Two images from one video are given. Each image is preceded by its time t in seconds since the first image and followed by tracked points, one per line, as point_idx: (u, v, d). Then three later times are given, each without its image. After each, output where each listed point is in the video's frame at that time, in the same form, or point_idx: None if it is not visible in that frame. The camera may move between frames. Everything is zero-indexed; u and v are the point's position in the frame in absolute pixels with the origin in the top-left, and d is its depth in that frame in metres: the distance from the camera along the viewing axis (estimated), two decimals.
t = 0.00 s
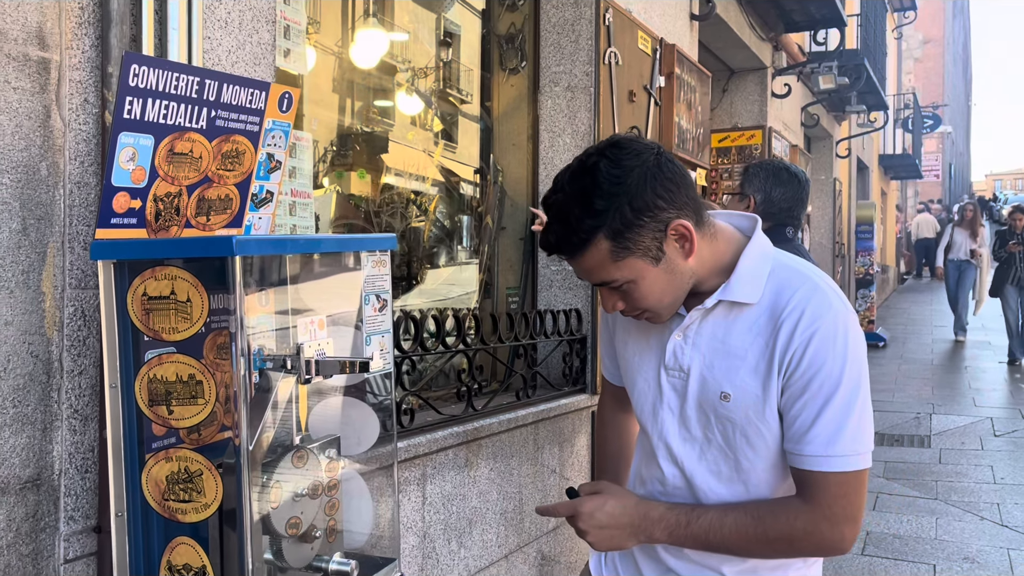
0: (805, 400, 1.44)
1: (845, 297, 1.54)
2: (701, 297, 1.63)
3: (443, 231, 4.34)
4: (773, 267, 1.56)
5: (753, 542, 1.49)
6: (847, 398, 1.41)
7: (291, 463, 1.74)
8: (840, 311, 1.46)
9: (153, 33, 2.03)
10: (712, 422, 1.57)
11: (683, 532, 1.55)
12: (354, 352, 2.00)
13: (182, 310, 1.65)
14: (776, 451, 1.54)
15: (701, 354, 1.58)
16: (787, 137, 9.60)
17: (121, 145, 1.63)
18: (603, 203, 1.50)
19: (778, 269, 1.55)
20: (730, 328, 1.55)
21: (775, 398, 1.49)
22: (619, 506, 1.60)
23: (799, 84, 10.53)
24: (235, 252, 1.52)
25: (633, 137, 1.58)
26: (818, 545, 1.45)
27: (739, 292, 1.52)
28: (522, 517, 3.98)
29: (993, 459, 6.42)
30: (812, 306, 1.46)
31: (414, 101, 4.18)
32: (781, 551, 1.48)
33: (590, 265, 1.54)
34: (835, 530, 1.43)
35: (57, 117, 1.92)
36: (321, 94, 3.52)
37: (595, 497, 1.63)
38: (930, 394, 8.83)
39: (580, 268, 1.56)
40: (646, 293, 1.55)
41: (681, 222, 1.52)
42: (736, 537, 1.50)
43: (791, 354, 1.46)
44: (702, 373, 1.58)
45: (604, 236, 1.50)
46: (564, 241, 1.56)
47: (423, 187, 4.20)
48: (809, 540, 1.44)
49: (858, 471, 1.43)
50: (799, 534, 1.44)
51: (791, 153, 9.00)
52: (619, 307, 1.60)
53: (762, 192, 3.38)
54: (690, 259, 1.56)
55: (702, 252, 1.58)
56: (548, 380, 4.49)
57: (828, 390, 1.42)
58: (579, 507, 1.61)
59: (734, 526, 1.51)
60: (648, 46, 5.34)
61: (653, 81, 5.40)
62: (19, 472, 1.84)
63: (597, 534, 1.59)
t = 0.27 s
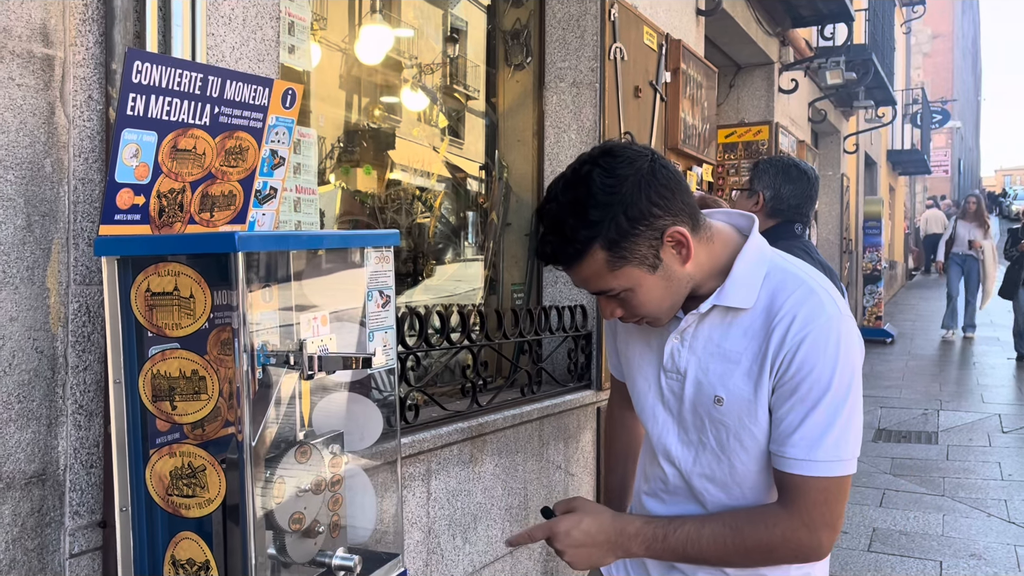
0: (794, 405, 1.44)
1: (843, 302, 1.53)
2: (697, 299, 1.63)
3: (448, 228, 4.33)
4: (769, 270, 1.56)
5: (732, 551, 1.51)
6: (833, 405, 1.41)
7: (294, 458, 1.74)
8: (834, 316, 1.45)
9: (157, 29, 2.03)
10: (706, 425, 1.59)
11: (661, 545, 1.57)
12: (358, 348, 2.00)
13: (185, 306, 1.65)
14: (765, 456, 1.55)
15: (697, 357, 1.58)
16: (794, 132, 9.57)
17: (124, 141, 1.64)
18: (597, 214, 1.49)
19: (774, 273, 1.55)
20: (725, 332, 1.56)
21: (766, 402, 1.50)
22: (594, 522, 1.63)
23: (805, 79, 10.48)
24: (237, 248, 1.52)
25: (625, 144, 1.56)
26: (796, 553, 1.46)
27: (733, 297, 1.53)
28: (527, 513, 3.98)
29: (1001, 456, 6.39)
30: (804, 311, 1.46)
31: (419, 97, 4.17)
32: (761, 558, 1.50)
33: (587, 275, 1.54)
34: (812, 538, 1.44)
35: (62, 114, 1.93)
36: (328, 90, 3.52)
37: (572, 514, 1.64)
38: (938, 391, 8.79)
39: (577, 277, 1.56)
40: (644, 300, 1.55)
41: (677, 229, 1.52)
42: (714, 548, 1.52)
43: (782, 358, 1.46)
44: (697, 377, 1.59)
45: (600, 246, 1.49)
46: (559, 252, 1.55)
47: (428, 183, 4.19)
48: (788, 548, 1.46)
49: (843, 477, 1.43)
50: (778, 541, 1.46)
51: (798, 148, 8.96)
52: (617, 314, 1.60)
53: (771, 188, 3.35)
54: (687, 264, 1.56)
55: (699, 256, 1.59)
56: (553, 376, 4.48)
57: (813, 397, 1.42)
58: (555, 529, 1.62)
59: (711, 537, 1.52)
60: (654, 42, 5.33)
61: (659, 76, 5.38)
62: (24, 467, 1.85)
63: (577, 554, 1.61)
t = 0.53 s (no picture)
0: (795, 398, 1.44)
1: (846, 295, 1.52)
2: (699, 291, 1.63)
3: (452, 224, 4.33)
4: (771, 263, 1.55)
5: (733, 540, 1.51)
6: (835, 399, 1.40)
7: (296, 454, 1.74)
8: (836, 308, 1.44)
9: (160, 26, 2.03)
10: (706, 418, 1.58)
11: (664, 529, 1.57)
12: (359, 344, 2.00)
13: (187, 302, 1.66)
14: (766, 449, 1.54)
15: (698, 350, 1.58)
16: (799, 129, 9.52)
17: (126, 138, 1.64)
18: (592, 203, 1.50)
19: (776, 266, 1.54)
20: (726, 324, 1.55)
21: (767, 395, 1.49)
22: (600, 499, 1.64)
23: (811, 75, 10.43)
24: (239, 245, 1.52)
25: (620, 135, 1.58)
26: (797, 545, 1.46)
27: (735, 289, 1.52)
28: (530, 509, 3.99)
29: (1007, 453, 6.37)
30: (806, 304, 1.45)
31: (423, 93, 4.16)
32: (763, 550, 1.50)
33: (585, 263, 1.55)
34: (815, 531, 1.44)
35: (64, 110, 1.93)
36: (333, 87, 3.52)
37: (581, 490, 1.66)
38: (944, 388, 8.76)
39: (576, 267, 1.58)
40: (643, 289, 1.56)
41: (673, 217, 1.52)
42: (716, 535, 1.52)
43: (783, 351, 1.45)
44: (698, 369, 1.58)
45: (595, 235, 1.51)
46: (557, 242, 1.58)
47: (432, 180, 4.18)
48: (788, 539, 1.46)
49: (844, 471, 1.43)
50: (779, 533, 1.46)
51: (803, 145, 8.92)
52: (618, 304, 1.61)
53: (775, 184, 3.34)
54: (686, 253, 1.56)
55: (699, 246, 1.58)
56: (557, 373, 4.48)
57: (814, 391, 1.41)
58: (564, 501, 1.64)
59: (713, 524, 1.52)
60: (658, 38, 5.31)
61: (664, 73, 5.36)
62: (28, 462, 1.86)
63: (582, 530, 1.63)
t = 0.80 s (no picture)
0: (803, 382, 1.41)
1: (846, 281, 1.51)
2: (696, 279, 1.62)
3: (454, 222, 4.32)
4: (770, 249, 1.54)
5: (756, 523, 1.46)
6: (845, 381, 1.38)
7: (296, 451, 1.74)
8: (837, 292, 1.43)
9: (160, 23, 2.03)
10: (708, 407, 1.55)
11: (685, 509, 1.52)
12: (360, 341, 2.00)
13: (187, 299, 1.66)
14: (773, 437, 1.51)
15: (698, 338, 1.56)
16: (803, 126, 9.50)
17: (126, 135, 1.64)
18: (593, 173, 1.52)
19: (775, 252, 1.53)
20: (727, 311, 1.53)
21: (773, 381, 1.47)
22: (620, 475, 1.60)
23: (814, 72, 10.40)
24: (237, 241, 1.51)
25: (625, 113, 1.60)
26: (823, 530, 1.41)
27: (736, 274, 1.51)
28: (533, 506, 3.99)
29: (1011, 451, 6.35)
30: (807, 289, 1.44)
31: (425, 91, 4.15)
32: (786, 535, 1.45)
33: (581, 236, 1.56)
34: (841, 514, 1.39)
35: (64, 107, 1.93)
36: (336, 85, 3.52)
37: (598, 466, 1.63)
38: (948, 385, 8.74)
39: (573, 240, 1.59)
40: (637, 266, 1.55)
41: (671, 194, 1.52)
42: (740, 517, 1.47)
43: (787, 336, 1.43)
44: (699, 358, 1.56)
45: (594, 206, 1.52)
46: (555, 213, 1.59)
47: (434, 177, 4.18)
48: (814, 523, 1.40)
49: (862, 454, 1.39)
50: (803, 517, 1.41)
51: (806, 142, 8.90)
52: (613, 283, 1.60)
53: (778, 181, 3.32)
54: (682, 232, 1.56)
55: (696, 228, 1.58)
56: (559, 370, 4.48)
57: (824, 373, 1.39)
58: (580, 476, 1.63)
59: (738, 505, 1.47)
60: (661, 35, 5.30)
61: (666, 70, 5.36)
62: (29, 459, 1.86)
63: (599, 507, 1.59)
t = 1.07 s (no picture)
0: (814, 367, 1.39)
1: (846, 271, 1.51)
2: (697, 267, 1.61)
3: (456, 221, 4.32)
4: (770, 239, 1.54)
5: (787, 502, 1.42)
6: (861, 361, 1.36)
7: (297, 450, 1.74)
8: (840, 277, 1.42)
9: (161, 22, 2.03)
10: (707, 396, 1.53)
11: (718, 488, 1.47)
12: (361, 340, 2.00)
13: (187, 297, 1.66)
14: (780, 425, 1.49)
15: (698, 326, 1.55)
16: (806, 124, 9.48)
17: (126, 134, 1.64)
18: (595, 147, 1.53)
19: (775, 242, 1.53)
20: (728, 298, 1.52)
21: (779, 368, 1.45)
22: (653, 451, 1.52)
23: (817, 70, 10.38)
24: (238, 240, 1.52)
25: (632, 95, 1.62)
26: (856, 511, 1.37)
27: (736, 260, 1.51)
28: (535, 505, 3.99)
29: (1015, 450, 6.34)
30: (811, 274, 1.43)
31: (427, 89, 4.14)
32: (815, 517, 1.42)
33: (582, 210, 1.56)
34: (873, 496, 1.36)
35: (65, 106, 1.94)
36: (339, 83, 3.52)
37: (630, 442, 1.54)
38: (952, 384, 8.72)
39: (573, 215, 1.59)
40: (636, 242, 1.54)
41: (672, 172, 1.52)
42: (773, 496, 1.43)
43: (793, 321, 1.42)
44: (699, 346, 1.54)
45: (594, 179, 1.53)
46: (557, 185, 1.60)
47: (436, 176, 4.18)
48: (848, 504, 1.37)
49: (884, 435, 1.36)
50: (836, 499, 1.37)
51: (810, 141, 8.88)
52: (611, 261, 1.59)
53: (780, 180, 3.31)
54: (682, 213, 1.55)
55: (696, 211, 1.58)
56: (562, 369, 4.47)
57: (836, 355, 1.37)
58: (611, 451, 1.54)
59: (771, 484, 1.43)
60: (663, 33, 5.29)
61: (668, 68, 5.35)
62: (30, 457, 1.87)
63: (630, 482, 1.52)
